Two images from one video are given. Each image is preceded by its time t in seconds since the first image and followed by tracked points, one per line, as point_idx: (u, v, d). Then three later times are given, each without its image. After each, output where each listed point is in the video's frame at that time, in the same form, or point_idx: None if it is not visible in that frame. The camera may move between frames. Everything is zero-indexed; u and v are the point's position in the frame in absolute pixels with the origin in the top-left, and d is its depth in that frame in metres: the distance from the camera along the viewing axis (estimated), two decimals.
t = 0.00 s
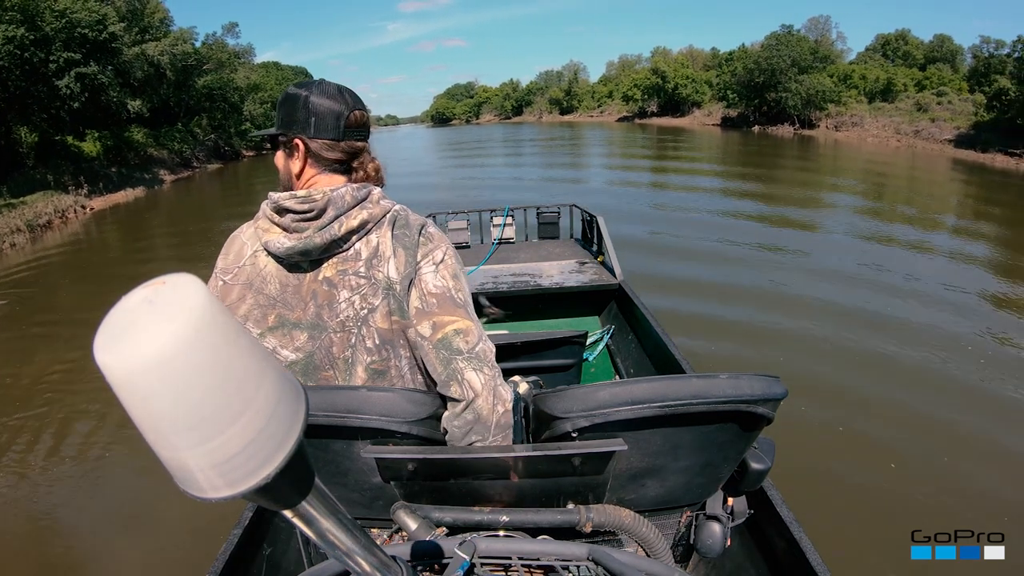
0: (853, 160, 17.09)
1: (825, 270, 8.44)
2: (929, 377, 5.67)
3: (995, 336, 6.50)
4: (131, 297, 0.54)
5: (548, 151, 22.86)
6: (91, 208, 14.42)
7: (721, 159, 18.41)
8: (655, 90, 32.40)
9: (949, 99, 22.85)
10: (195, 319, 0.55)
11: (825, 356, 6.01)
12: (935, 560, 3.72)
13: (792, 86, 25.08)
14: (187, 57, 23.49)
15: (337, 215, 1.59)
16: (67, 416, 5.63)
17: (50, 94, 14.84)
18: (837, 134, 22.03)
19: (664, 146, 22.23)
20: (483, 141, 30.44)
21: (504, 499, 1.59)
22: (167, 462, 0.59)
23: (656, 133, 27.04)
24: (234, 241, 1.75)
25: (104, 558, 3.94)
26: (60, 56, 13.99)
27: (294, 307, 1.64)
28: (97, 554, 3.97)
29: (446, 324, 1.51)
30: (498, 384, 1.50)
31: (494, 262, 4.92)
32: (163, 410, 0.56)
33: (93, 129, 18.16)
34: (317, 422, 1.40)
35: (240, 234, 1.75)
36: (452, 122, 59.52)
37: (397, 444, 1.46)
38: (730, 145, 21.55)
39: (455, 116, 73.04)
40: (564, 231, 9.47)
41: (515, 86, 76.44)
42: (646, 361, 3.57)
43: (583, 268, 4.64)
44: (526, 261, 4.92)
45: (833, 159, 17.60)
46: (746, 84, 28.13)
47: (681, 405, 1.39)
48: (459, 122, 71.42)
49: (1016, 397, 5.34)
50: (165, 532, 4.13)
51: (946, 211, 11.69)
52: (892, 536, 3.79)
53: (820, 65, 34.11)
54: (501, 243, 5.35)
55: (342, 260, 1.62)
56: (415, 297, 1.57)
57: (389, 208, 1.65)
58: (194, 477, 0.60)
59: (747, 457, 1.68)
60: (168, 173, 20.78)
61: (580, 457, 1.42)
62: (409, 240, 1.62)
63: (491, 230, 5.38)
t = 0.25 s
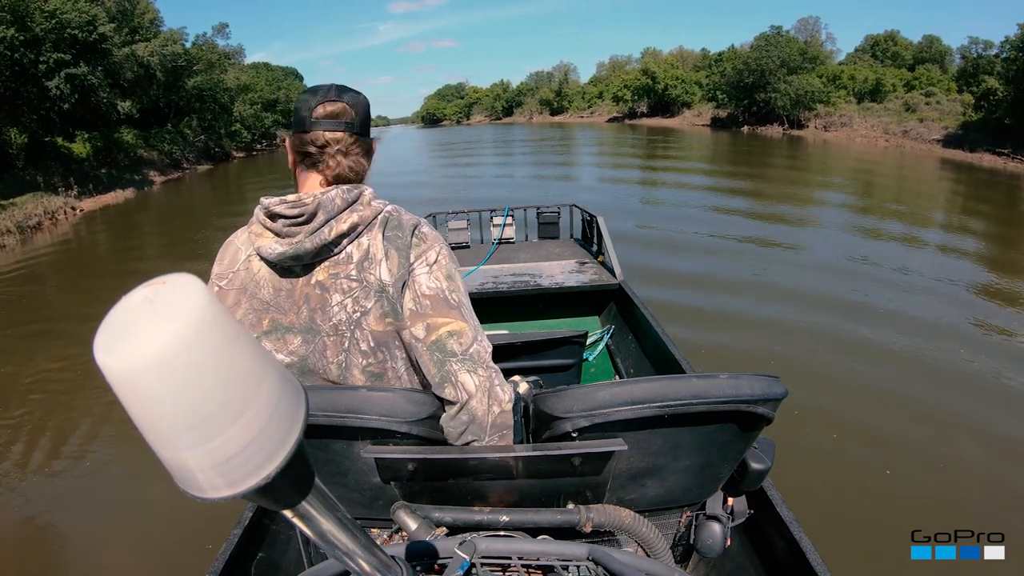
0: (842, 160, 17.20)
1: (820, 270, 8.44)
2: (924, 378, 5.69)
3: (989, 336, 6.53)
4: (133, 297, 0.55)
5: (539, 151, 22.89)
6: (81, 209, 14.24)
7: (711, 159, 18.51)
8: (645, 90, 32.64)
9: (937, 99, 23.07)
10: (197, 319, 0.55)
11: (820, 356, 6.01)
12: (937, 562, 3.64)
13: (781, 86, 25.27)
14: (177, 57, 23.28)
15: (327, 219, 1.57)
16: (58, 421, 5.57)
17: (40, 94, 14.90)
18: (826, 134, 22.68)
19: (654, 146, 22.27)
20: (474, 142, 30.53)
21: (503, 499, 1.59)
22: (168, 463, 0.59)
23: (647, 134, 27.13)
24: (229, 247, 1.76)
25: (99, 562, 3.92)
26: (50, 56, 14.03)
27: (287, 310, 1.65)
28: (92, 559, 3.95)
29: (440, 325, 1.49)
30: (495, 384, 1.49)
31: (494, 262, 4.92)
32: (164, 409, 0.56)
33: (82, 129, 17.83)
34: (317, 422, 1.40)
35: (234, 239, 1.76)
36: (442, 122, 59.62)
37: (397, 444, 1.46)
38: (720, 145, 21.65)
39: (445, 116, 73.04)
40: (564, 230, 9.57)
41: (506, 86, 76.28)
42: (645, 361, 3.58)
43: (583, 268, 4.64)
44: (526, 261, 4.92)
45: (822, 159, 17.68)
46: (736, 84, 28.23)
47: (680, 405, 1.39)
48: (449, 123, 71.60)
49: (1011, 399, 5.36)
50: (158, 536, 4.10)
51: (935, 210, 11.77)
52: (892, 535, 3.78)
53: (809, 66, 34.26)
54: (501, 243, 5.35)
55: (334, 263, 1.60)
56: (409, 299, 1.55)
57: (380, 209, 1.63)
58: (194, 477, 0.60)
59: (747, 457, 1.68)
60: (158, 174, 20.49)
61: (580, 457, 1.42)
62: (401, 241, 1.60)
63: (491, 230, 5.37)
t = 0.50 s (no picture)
0: (833, 159, 17.31)
1: (813, 268, 8.44)
2: (917, 372, 5.70)
3: (980, 333, 6.55)
4: (134, 296, 0.54)
5: (531, 151, 22.89)
6: (72, 211, 14.20)
7: (702, 158, 18.58)
8: (637, 91, 32.89)
9: (927, 99, 23.34)
10: (195, 320, 0.54)
11: (813, 355, 5.99)
12: (936, 560, 3.71)
13: (773, 86, 25.48)
14: (169, 58, 23.14)
15: (314, 220, 1.58)
16: (51, 425, 5.52)
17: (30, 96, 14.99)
18: (817, 134, 22.82)
19: (645, 146, 22.30)
20: (466, 142, 30.61)
21: (500, 498, 1.59)
22: (167, 461, 0.59)
23: (639, 134, 27.24)
24: (228, 242, 1.81)
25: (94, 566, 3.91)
26: (41, 57, 14.06)
27: (275, 308, 1.68)
28: (87, 562, 3.93)
29: (429, 332, 1.48)
30: (487, 389, 1.49)
31: (494, 262, 4.92)
32: (163, 408, 0.55)
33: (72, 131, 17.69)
34: (318, 421, 1.41)
35: (233, 234, 1.81)
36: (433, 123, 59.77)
37: (397, 444, 1.46)
38: (710, 145, 21.75)
39: (437, 116, 73.18)
40: (564, 230, 9.66)
41: (497, 87, 76.28)
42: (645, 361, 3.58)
43: (583, 268, 4.64)
44: (526, 261, 4.92)
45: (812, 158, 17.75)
46: (727, 84, 28.37)
47: (679, 406, 1.39)
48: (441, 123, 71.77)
49: (1004, 392, 5.38)
50: (155, 538, 4.09)
51: (926, 207, 11.84)
52: (892, 536, 3.79)
53: (799, 65, 34.54)
54: (501, 243, 5.35)
55: (319, 264, 1.62)
56: (398, 304, 1.52)
57: (368, 212, 1.62)
58: (193, 476, 0.60)
59: (747, 457, 1.68)
60: (149, 176, 20.37)
61: (580, 457, 1.42)
62: (391, 245, 1.57)
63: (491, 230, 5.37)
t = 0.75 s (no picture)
0: (822, 158, 17.41)
1: (806, 266, 8.44)
2: (911, 370, 5.70)
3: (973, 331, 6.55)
4: (136, 295, 0.55)
5: (521, 152, 22.92)
6: (63, 213, 14.20)
7: (692, 158, 18.64)
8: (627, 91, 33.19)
9: (916, 98, 23.60)
10: (197, 320, 0.55)
11: (806, 353, 5.97)
12: (935, 560, 3.69)
13: (762, 86, 25.69)
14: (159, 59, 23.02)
15: (322, 222, 1.58)
16: (43, 430, 5.49)
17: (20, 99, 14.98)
18: (806, 133, 23.05)
19: (635, 146, 22.32)
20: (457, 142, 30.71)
21: (500, 498, 1.59)
22: (166, 460, 0.59)
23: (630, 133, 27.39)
24: (237, 229, 1.82)
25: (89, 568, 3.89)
26: (31, 60, 14.07)
27: (276, 303, 1.68)
28: (83, 565, 3.92)
29: (430, 346, 1.45)
30: (486, 407, 1.45)
31: (493, 262, 4.92)
32: (162, 406, 0.55)
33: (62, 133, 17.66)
34: (318, 421, 1.41)
35: (244, 222, 1.82)
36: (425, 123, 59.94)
37: (397, 444, 1.47)
38: (701, 144, 21.81)
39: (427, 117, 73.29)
40: (563, 232, 9.71)
41: (489, 87, 76.28)
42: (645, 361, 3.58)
43: (583, 268, 4.64)
44: (526, 261, 4.92)
45: (802, 157, 17.84)
46: (716, 84, 28.52)
47: (680, 406, 1.39)
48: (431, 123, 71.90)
49: (998, 390, 5.39)
50: (151, 539, 4.08)
51: (915, 207, 11.84)
52: (892, 535, 3.77)
53: (789, 65, 34.80)
54: (501, 243, 5.34)
55: (322, 266, 1.62)
56: (400, 316, 1.50)
57: (377, 220, 1.61)
58: (193, 475, 0.60)
59: (747, 456, 1.68)
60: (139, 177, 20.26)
61: (580, 457, 1.42)
62: (395, 255, 1.54)
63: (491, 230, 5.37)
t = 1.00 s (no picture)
0: (813, 156, 17.49)
1: (804, 266, 8.45)
2: (903, 369, 5.70)
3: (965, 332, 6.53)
4: (135, 295, 0.55)
5: (512, 151, 22.97)
6: (54, 217, 14.26)
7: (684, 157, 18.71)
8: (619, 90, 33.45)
9: (906, 96, 23.82)
10: (195, 320, 0.55)
11: (796, 352, 5.97)
12: (935, 560, 3.68)
13: (752, 84, 25.92)
14: (150, 61, 22.91)
15: (338, 218, 1.59)
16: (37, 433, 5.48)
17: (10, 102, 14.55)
18: (798, 131, 23.32)
19: (626, 146, 22.35)
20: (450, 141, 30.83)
21: (502, 498, 1.58)
22: (166, 461, 0.59)
23: (623, 132, 27.58)
24: (253, 220, 1.83)
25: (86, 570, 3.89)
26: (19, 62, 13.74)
27: (286, 295, 1.69)
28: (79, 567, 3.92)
29: (433, 345, 1.45)
30: (486, 409, 1.45)
31: (494, 262, 4.92)
32: (163, 405, 0.55)
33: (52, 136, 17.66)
34: (318, 421, 1.41)
35: (260, 213, 1.83)
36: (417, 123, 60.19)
37: (397, 444, 1.47)
38: (692, 143, 21.87)
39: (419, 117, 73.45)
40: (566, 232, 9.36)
41: (481, 87, 76.53)
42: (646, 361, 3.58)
43: (583, 268, 4.64)
44: (526, 261, 4.92)
45: (793, 155, 17.94)
46: (707, 83, 28.67)
47: (680, 406, 1.39)
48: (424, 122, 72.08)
49: (996, 388, 5.38)
50: (147, 542, 4.07)
51: (906, 204, 11.89)
52: (892, 535, 3.76)
53: (779, 64, 35.03)
54: (501, 243, 5.34)
55: (334, 262, 1.62)
56: (405, 315, 1.50)
57: (392, 220, 1.61)
58: (193, 475, 0.60)
59: (747, 456, 1.68)
60: (131, 180, 20.23)
61: (580, 457, 1.42)
62: (407, 255, 1.56)
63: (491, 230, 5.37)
